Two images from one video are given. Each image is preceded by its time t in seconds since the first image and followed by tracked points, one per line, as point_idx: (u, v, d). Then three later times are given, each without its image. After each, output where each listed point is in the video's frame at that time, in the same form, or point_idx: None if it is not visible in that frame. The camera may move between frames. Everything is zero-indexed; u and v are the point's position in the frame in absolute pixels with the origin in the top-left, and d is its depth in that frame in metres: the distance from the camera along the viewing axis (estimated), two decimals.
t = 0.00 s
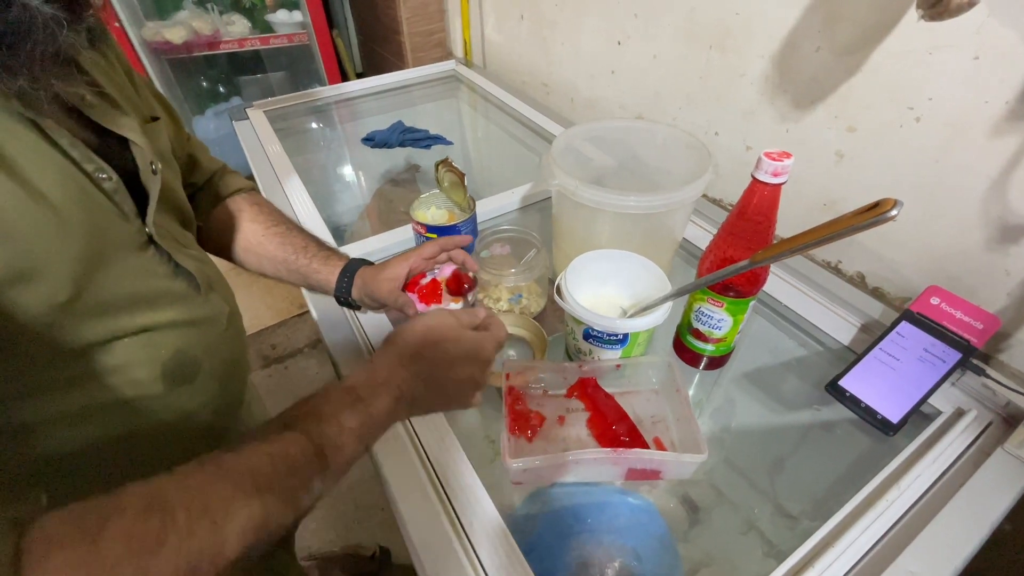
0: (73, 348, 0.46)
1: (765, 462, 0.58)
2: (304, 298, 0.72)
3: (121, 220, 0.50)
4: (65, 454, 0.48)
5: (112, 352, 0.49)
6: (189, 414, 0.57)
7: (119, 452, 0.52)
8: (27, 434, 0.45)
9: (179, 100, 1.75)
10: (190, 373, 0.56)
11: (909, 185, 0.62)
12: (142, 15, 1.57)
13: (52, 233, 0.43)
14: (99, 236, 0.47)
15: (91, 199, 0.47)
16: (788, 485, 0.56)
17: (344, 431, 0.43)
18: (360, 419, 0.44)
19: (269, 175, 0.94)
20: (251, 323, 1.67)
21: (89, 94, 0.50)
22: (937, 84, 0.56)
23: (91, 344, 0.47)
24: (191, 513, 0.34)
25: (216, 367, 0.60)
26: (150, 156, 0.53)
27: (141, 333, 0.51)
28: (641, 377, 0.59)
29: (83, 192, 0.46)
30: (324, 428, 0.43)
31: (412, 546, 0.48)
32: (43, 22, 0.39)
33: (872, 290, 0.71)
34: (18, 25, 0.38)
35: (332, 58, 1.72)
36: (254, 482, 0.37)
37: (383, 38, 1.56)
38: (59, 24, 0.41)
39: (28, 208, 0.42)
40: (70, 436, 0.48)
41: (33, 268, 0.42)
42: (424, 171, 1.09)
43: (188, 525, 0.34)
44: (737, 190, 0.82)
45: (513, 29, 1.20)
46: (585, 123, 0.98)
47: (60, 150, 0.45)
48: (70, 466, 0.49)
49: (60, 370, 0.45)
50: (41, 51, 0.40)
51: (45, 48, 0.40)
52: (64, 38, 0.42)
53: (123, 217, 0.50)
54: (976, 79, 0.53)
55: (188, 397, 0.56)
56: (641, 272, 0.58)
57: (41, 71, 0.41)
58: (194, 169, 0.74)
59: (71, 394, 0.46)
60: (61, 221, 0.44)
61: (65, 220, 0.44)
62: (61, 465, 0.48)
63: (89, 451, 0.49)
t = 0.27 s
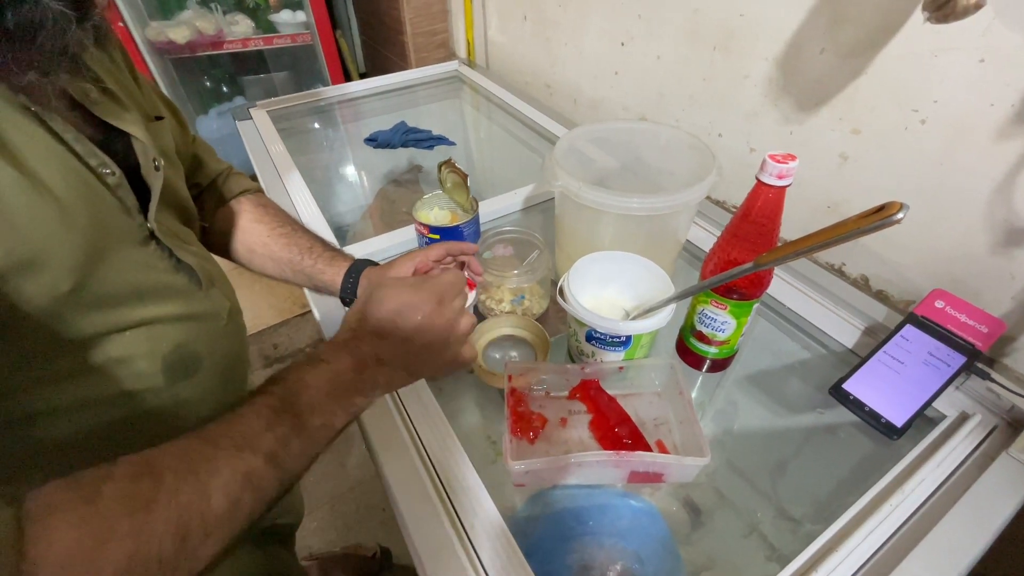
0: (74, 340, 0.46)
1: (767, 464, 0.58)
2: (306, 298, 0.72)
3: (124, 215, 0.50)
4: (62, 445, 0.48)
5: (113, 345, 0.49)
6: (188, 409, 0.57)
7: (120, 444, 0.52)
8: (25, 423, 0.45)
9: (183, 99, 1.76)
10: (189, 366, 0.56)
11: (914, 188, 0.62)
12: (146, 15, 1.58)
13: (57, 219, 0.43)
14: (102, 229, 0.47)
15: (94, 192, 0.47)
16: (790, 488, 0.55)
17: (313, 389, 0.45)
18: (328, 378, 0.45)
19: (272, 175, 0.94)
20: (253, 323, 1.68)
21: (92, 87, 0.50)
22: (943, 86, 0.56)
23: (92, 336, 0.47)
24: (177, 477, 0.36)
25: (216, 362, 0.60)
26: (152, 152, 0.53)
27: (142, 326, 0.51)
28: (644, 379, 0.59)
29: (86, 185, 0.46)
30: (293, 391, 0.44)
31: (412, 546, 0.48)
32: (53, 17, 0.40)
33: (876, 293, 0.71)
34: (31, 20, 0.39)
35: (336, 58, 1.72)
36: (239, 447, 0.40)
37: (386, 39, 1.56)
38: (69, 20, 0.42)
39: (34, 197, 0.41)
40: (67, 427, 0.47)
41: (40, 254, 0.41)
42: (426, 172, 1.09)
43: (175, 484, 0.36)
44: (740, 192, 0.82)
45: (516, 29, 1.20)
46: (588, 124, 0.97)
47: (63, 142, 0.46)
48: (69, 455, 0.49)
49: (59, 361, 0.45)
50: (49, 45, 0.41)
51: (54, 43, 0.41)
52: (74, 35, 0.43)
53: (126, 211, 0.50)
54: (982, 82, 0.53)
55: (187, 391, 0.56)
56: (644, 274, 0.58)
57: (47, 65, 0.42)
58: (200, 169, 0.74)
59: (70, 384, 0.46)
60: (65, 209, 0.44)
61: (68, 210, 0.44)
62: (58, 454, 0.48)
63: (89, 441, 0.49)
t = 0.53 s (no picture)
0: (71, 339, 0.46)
1: (769, 467, 0.58)
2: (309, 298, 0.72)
3: (124, 216, 0.50)
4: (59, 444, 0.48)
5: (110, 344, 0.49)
6: (189, 409, 0.57)
7: (116, 444, 0.52)
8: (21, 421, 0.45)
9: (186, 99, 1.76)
10: (190, 366, 0.56)
11: (917, 192, 0.62)
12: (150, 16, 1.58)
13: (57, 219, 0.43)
14: (102, 229, 0.47)
15: (94, 192, 0.47)
16: (792, 491, 0.55)
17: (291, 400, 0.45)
18: (311, 389, 0.46)
19: (275, 176, 0.95)
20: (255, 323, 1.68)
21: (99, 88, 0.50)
22: (946, 90, 0.56)
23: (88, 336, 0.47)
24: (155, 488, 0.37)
25: (218, 362, 0.60)
26: (157, 154, 0.53)
27: (142, 325, 0.51)
28: (646, 382, 0.59)
29: (85, 185, 0.46)
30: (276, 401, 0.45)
31: (414, 547, 0.49)
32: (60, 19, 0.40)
33: (878, 296, 0.70)
34: (37, 22, 0.39)
35: (338, 59, 1.72)
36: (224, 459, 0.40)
37: (388, 40, 1.56)
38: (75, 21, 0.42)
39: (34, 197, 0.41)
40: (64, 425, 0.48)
41: (40, 255, 0.42)
42: (428, 173, 1.09)
43: (150, 493, 0.37)
44: (743, 194, 0.82)
45: (519, 31, 1.20)
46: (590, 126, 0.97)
47: (68, 144, 0.46)
48: (60, 459, 0.49)
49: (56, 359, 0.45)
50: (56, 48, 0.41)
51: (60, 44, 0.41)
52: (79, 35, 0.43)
53: (128, 213, 0.50)
54: (986, 86, 0.53)
55: (187, 391, 0.56)
56: (646, 276, 0.58)
57: (53, 66, 0.42)
58: (204, 173, 0.74)
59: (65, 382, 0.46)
60: (65, 209, 0.44)
61: (69, 210, 0.44)
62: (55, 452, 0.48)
63: (83, 444, 0.49)
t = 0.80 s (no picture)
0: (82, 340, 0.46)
1: (770, 469, 0.58)
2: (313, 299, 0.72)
3: (137, 216, 0.50)
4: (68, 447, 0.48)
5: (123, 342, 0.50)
6: (196, 408, 0.57)
7: (125, 445, 0.52)
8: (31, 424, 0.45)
9: (189, 100, 1.76)
10: (199, 364, 0.57)
11: (919, 195, 0.62)
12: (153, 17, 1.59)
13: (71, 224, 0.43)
14: (115, 230, 0.47)
15: (110, 194, 0.47)
16: (793, 493, 0.55)
17: (342, 518, 0.41)
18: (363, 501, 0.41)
19: (278, 177, 0.95)
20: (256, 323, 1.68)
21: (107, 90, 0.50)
22: (948, 94, 0.56)
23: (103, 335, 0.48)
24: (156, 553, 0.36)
25: (226, 361, 0.60)
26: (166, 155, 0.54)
27: (154, 324, 0.52)
28: (649, 384, 0.59)
29: (100, 185, 0.46)
30: (326, 504, 0.41)
31: (419, 545, 0.49)
32: (74, 21, 0.40)
33: (880, 298, 0.71)
34: (52, 25, 0.39)
35: (341, 60, 1.72)
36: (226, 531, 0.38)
37: (391, 41, 1.57)
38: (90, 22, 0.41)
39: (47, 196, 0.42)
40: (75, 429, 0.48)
41: (54, 256, 0.42)
42: (431, 174, 1.10)
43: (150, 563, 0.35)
44: (745, 197, 0.82)
45: (521, 33, 1.20)
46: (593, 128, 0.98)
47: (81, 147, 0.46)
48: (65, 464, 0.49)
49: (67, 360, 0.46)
50: (69, 50, 0.41)
51: (74, 46, 0.41)
52: (92, 38, 0.42)
53: (138, 213, 0.51)
54: (988, 90, 0.53)
55: (195, 390, 0.56)
56: (650, 278, 0.59)
57: (66, 67, 0.42)
58: (197, 169, 0.74)
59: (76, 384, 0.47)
60: (79, 212, 0.44)
61: (81, 211, 0.44)
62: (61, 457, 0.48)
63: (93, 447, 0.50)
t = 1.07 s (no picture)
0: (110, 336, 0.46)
1: (770, 470, 0.58)
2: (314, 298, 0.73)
3: (149, 214, 0.50)
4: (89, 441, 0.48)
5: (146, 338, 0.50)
6: (207, 402, 0.58)
7: (142, 438, 0.52)
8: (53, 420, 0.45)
9: (189, 100, 1.76)
10: (212, 359, 0.57)
11: (920, 196, 0.62)
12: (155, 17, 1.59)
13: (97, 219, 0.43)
14: (132, 227, 0.47)
15: (122, 191, 0.47)
16: (794, 494, 0.55)
17: (372, 533, 0.40)
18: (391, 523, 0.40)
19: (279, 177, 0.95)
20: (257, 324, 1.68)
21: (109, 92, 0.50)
22: (950, 96, 0.56)
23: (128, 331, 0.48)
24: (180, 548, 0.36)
25: (235, 355, 0.61)
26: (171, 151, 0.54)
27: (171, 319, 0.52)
28: (650, 384, 0.59)
29: (116, 183, 0.46)
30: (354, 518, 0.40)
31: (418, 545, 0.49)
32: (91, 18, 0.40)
33: (881, 299, 0.71)
34: (70, 23, 0.39)
35: (342, 61, 1.72)
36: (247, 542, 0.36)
37: (392, 42, 1.57)
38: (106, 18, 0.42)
39: (71, 192, 0.41)
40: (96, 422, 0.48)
41: (81, 255, 0.41)
42: (432, 175, 1.10)
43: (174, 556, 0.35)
44: (746, 198, 0.82)
45: (523, 34, 1.21)
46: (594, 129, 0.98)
47: (91, 141, 0.45)
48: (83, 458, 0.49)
49: (94, 355, 0.45)
50: (84, 45, 0.41)
51: (90, 43, 0.41)
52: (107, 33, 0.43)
53: (149, 210, 0.50)
54: (989, 92, 0.53)
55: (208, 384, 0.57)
56: (652, 278, 0.59)
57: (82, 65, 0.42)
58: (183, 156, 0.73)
59: (100, 379, 0.46)
60: (100, 206, 0.43)
61: (103, 207, 0.44)
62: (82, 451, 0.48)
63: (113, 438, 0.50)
